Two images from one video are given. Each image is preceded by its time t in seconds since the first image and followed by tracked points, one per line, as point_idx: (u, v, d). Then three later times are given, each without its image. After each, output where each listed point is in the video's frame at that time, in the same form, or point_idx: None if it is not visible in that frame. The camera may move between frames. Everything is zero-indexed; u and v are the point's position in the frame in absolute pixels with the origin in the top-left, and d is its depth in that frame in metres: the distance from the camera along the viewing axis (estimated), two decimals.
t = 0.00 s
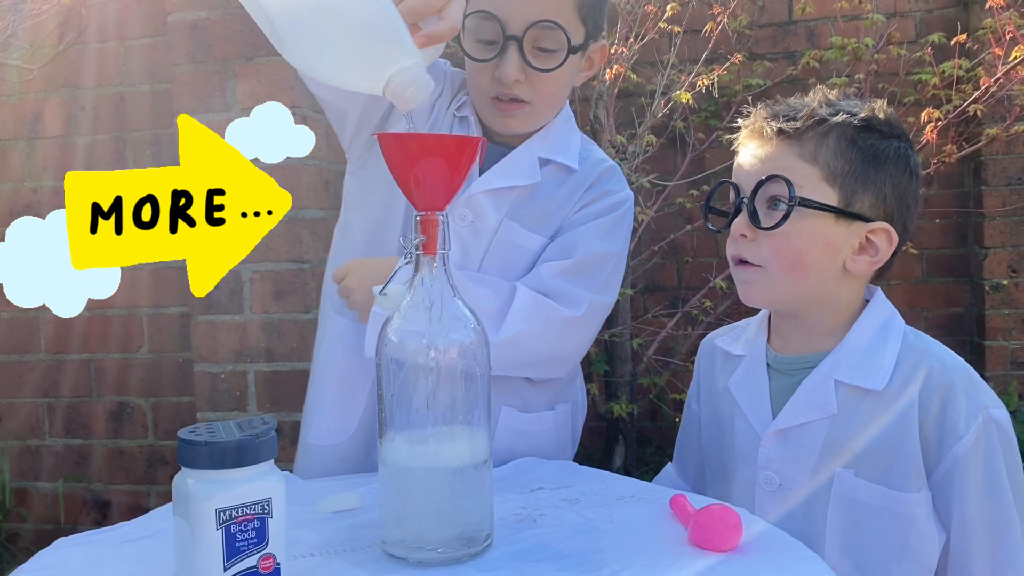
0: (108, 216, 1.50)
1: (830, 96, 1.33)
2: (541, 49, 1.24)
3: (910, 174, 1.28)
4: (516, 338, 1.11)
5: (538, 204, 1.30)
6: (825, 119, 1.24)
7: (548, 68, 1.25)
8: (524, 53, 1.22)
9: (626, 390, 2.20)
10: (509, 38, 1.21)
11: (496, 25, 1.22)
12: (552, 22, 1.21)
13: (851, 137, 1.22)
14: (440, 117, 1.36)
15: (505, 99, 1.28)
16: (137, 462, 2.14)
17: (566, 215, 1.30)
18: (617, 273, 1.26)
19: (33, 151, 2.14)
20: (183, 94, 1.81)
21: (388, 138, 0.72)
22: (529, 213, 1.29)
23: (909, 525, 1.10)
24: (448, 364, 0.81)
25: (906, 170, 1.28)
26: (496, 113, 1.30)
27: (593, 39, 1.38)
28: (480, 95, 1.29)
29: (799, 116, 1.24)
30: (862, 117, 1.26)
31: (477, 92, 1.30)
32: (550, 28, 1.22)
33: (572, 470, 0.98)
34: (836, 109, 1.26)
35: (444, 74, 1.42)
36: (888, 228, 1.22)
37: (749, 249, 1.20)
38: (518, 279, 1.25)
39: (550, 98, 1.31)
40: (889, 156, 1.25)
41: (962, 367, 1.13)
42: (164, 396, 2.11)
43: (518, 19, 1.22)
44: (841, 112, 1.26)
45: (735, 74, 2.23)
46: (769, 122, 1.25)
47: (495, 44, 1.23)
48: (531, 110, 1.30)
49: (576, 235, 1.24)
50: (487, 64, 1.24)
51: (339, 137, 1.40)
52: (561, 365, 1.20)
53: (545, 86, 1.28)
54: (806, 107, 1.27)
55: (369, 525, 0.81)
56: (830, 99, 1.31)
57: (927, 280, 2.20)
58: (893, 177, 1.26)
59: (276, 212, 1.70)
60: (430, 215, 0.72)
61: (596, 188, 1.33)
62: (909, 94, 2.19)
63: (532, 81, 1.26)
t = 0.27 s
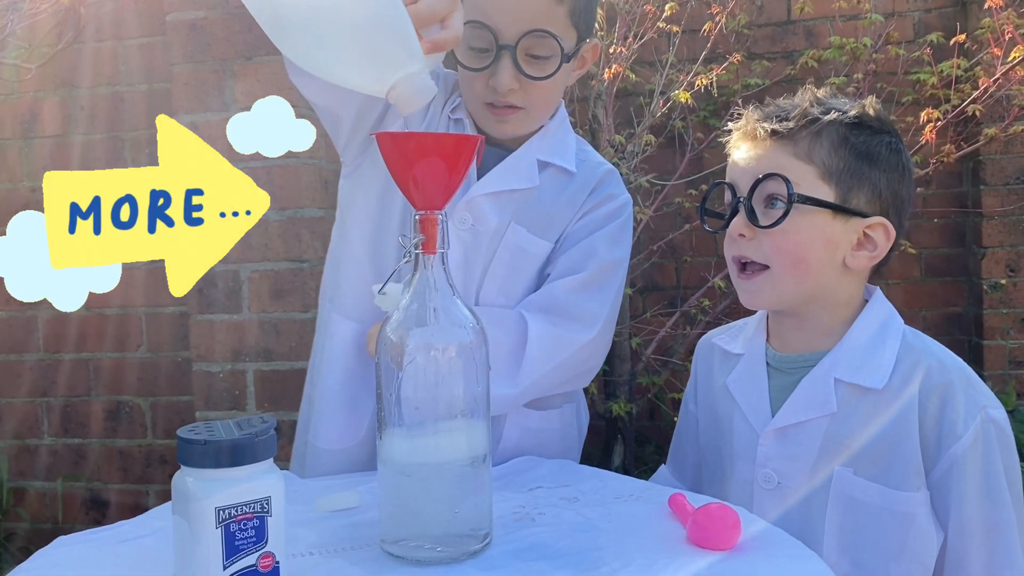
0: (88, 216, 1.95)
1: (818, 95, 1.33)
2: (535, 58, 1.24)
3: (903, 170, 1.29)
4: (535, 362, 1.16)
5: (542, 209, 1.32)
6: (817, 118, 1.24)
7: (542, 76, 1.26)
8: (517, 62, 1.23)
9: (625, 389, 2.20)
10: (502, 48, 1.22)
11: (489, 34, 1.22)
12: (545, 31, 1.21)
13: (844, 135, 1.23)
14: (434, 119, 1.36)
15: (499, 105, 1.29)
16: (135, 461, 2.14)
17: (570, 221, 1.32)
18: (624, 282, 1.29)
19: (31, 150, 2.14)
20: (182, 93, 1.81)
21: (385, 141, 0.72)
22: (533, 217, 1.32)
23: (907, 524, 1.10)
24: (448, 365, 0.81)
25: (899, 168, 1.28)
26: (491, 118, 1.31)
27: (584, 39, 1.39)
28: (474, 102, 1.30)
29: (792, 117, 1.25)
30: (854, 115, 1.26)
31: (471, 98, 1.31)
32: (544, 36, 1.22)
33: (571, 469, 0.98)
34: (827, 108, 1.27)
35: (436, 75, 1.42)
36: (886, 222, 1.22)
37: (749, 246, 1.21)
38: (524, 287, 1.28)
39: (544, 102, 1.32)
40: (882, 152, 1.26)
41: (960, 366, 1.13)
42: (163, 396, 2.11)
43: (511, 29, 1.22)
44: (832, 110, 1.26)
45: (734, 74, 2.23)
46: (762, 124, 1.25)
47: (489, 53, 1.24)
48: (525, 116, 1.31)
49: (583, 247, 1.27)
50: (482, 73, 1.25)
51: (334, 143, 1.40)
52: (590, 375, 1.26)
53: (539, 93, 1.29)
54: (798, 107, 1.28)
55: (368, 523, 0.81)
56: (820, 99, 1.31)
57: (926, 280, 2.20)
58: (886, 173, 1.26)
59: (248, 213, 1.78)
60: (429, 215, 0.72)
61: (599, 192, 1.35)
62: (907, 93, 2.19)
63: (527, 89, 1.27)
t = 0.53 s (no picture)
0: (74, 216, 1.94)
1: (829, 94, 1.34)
2: (540, 86, 1.25)
3: (907, 172, 1.30)
4: (540, 366, 1.16)
5: (543, 212, 1.32)
6: (829, 111, 1.25)
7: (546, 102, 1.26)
8: (522, 89, 1.23)
9: (626, 389, 2.20)
10: (508, 75, 1.22)
11: (493, 61, 1.21)
12: (551, 62, 1.22)
13: (853, 132, 1.24)
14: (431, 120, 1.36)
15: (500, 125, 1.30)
16: (136, 461, 2.14)
17: (570, 222, 1.33)
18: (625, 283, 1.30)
19: (32, 149, 2.13)
20: (183, 92, 1.81)
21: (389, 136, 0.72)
22: (536, 219, 1.31)
23: (915, 526, 1.10)
24: (452, 364, 0.81)
25: (904, 169, 1.29)
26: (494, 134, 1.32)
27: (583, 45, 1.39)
28: (476, 118, 1.31)
29: (803, 109, 1.25)
30: (864, 114, 1.27)
31: (471, 116, 1.31)
32: (548, 65, 1.22)
33: (575, 469, 0.98)
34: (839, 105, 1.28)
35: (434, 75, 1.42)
36: (888, 220, 1.23)
37: (750, 229, 1.20)
38: (528, 289, 1.28)
39: (544, 120, 1.33)
40: (889, 153, 1.27)
41: (966, 366, 1.13)
42: (163, 396, 2.11)
43: (517, 57, 1.22)
44: (843, 107, 1.27)
45: (734, 73, 2.23)
46: (774, 113, 1.26)
47: (493, 78, 1.23)
48: (525, 133, 1.32)
49: (585, 248, 1.27)
50: (485, 97, 1.25)
51: (332, 147, 1.41)
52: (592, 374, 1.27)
53: (540, 114, 1.30)
54: (810, 102, 1.29)
55: (374, 523, 0.81)
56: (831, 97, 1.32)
57: (926, 280, 2.20)
58: (892, 174, 1.27)
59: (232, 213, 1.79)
60: (434, 213, 0.72)
61: (597, 194, 1.36)
62: (908, 93, 2.19)
63: (529, 112, 1.27)
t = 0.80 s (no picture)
0: None
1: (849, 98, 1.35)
2: (533, 95, 1.25)
3: (920, 182, 1.31)
4: (542, 368, 1.17)
5: (541, 214, 1.32)
6: (851, 113, 1.26)
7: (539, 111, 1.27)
8: (517, 100, 1.23)
9: (625, 390, 2.20)
10: (502, 88, 1.22)
11: (488, 73, 1.21)
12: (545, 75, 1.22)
13: (872, 136, 1.25)
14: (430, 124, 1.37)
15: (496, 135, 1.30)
16: (134, 461, 2.14)
17: (566, 224, 1.33)
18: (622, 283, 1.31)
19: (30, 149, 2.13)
20: (182, 91, 1.81)
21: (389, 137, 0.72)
22: (534, 221, 1.31)
23: (917, 530, 1.10)
24: (451, 365, 0.81)
25: (916, 179, 1.30)
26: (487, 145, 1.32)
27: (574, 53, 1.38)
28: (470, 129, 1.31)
29: (825, 109, 1.26)
30: (884, 119, 1.28)
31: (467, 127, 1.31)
32: (541, 74, 1.22)
33: (574, 470, 0.99)
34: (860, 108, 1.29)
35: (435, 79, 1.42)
36: (900, 228, 1.23)
37: (762, 224, 1.19)
38: (526, 290, 1.28)
39: (537, 127, 1.33)
40: (906, 161, 1.28)
41: (969, 371, 1.13)
42: (161, 395, 2.11)
43: (510, 69, 1.22)
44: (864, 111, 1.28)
45: (734, 74, 2.23)
46: (795, 111, 1.27)
47: (488, 90, 1.23)
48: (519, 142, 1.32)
49: (582, 250, 1.28)
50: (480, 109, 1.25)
51: (325, 152, 1.41)
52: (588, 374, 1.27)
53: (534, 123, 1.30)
54: (831, 103, 1.29)
55: (373, 524, 0.81)
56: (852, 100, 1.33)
57: (925, 281, 2.20)
58: (906, 182, 1.28)
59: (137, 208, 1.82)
60: (433, 215, 0.72)
61: (591, 195, 1.37)
62: (907, 94, 2.19)
63: (523, 123, 1.28)
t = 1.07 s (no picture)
0: None
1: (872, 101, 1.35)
2: (522, 79, 1.24)
3: (939, 190, 1.30)
4: (540, 365, 1.17)
5: (536, 211, 1.32)
6: (873, 116, 1.25)
7: (527, 96, 1.25)
8: (505, 85, 1.22)
9: (623, 390, 2.20)
10: (490, 71, 1.21)
11: (476, 57, 1.21)
12: (534, 57, 1.21)
13: (892, 140, 1.24)
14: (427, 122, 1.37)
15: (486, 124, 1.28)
16: (132, 460, 2.13)
17: (560, 222, 1.33)
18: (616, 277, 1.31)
19: (29, 147, 2.13)
20: (180, 90, 1.80)
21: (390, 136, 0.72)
22: (527, 219, 1.31)
23: (919, 534, 1.10)
24: (450, 363, 0.81)
25: (935, 187, 1.29)
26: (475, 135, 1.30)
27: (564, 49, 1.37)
28: (458, 117, 1.30)
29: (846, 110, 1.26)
30: (904, 123, 1.27)
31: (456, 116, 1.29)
32: (529, 58, 1.21)
33: (573, 470, 0.98)
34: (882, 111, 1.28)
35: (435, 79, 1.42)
36: (913, 234, 1.22)
37: (775, 223, 1.19)
38: (521, 289, 1.28)
39: (529, 118, 1.32)
40: (924, 167, 1.27)
41: (976, 377, 1.13)
42: (159, 394, 2.11)
43: (498, 52, 1.21)
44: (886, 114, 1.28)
45: (733, 75, 2.23)
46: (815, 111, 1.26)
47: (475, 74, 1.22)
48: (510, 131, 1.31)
49: (575, 248, 1.28)
50: (467, 93, 1.24)
51: (320, 160, 1.42)
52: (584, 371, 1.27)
53: (524, 111, 1.29)
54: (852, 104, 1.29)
55: (373, 524, 0.81)
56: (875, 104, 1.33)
57: (923, 283, 2.20)
58: (923, 188, 1.27)
59: None
60: (433, 214, 0.72)
61: (585, 193, 1.36)
62: (906, 96, 2.19)
63: (512, 110, 1.26)
